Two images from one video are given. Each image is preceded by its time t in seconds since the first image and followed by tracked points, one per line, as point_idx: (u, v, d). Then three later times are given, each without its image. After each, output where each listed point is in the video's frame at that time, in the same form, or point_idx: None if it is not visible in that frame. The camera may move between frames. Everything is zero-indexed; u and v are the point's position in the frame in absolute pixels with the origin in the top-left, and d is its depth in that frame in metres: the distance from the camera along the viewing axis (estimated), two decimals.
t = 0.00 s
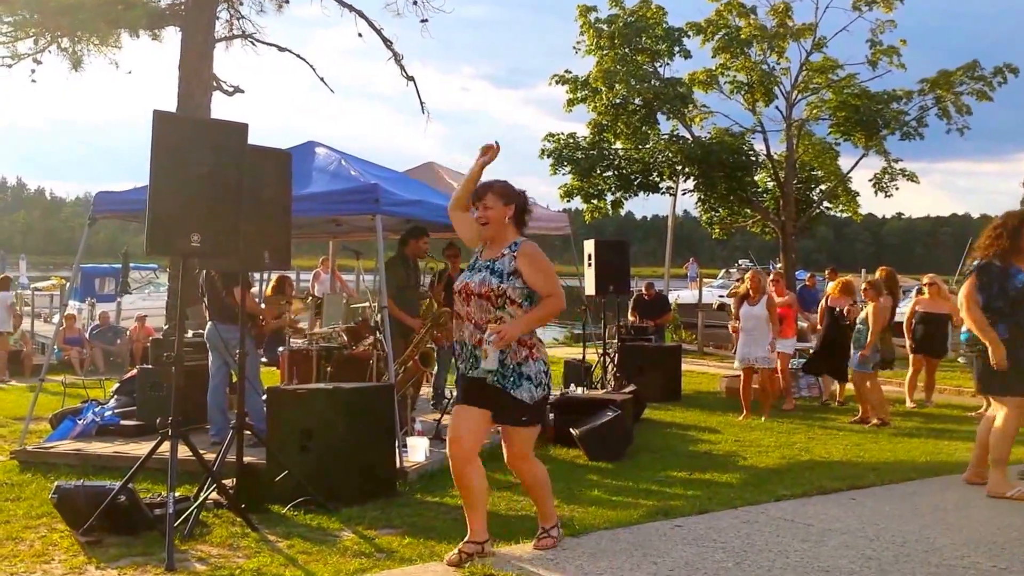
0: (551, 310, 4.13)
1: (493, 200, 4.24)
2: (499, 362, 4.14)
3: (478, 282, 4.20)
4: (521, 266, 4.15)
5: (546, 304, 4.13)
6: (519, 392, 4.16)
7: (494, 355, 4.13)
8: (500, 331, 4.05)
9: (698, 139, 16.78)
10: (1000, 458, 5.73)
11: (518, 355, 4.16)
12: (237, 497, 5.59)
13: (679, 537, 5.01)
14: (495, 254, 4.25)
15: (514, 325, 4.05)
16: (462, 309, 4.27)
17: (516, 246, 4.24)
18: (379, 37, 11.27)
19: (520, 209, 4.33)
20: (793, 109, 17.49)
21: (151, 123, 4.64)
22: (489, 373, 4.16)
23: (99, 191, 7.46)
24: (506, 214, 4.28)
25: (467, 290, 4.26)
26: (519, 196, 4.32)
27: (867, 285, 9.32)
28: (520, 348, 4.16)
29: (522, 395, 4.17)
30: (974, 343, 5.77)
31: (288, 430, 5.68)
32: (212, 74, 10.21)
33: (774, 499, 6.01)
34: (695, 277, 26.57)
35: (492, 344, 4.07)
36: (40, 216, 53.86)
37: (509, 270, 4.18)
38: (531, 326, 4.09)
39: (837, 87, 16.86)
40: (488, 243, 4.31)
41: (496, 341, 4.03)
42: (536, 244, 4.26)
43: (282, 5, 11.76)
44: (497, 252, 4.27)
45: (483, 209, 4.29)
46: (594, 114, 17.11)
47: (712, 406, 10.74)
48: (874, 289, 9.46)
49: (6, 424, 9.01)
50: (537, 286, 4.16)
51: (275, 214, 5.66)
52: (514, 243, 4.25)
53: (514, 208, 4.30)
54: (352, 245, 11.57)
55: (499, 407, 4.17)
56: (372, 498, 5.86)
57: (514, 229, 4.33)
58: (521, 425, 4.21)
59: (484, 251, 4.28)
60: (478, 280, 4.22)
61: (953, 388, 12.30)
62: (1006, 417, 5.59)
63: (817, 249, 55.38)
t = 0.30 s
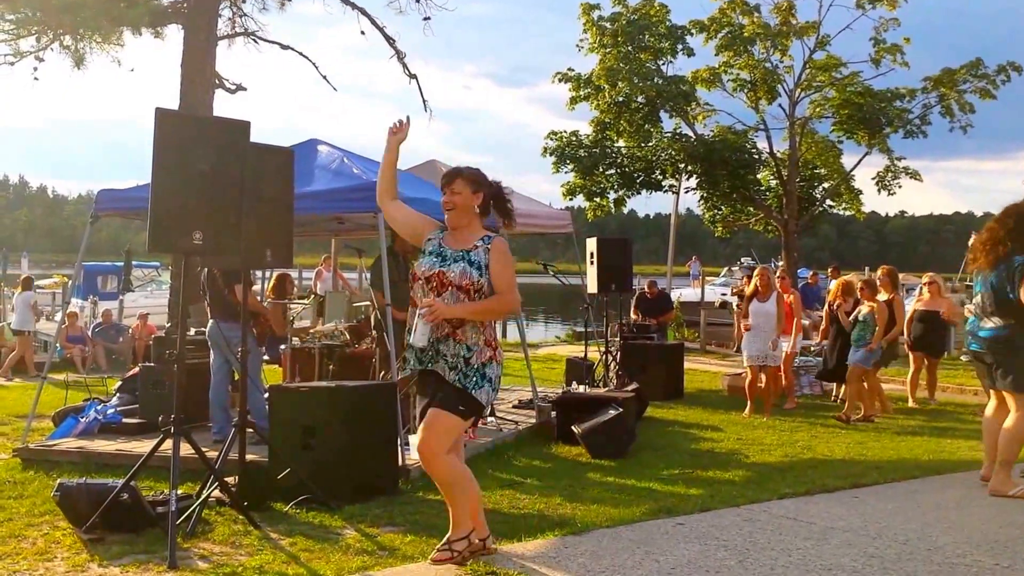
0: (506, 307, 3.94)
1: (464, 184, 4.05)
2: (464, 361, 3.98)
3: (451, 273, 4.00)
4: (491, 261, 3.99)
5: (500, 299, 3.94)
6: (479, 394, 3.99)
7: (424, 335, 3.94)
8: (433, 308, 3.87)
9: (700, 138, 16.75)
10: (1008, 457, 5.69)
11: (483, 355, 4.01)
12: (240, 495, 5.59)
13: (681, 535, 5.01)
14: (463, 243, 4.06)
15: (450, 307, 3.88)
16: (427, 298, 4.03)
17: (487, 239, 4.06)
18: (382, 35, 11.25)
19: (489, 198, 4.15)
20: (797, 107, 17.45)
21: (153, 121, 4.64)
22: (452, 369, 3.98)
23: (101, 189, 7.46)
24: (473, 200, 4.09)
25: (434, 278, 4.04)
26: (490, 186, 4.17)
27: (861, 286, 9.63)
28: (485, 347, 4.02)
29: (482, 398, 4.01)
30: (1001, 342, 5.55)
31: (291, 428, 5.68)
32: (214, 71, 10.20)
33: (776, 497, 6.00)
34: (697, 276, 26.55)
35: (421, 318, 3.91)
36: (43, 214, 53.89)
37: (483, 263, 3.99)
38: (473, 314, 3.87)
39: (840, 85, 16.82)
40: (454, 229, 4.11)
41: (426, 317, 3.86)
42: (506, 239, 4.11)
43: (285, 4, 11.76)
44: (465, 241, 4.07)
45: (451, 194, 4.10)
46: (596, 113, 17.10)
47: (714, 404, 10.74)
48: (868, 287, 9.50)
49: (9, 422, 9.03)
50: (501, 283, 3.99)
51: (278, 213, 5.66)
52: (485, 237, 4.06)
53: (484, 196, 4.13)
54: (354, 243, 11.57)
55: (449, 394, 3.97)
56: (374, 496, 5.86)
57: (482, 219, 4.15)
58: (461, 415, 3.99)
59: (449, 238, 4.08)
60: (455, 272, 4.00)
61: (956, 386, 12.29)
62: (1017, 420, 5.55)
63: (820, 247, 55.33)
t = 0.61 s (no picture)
0: (456, 288, 3.66)
1: (373, 180, 3.77)
2: (409, 365, 3.67)
3: (374, 282, 3.75)
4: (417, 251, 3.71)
5: (442, 285, 3.65)
6: (431, 396, 3.66)
7: (386, 341, 3.66)
8: (383, 311, 3.59)
9: (703, 136, 16.74)
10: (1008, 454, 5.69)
11: (427, 352, 3.67)
12: (242, 493, 5.59)
13: (683, 533, 5.00)
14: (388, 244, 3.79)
15: (402, 304, 3.60)
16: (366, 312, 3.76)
17: (409, 229, 3.77)
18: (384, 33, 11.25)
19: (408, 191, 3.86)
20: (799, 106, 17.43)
21: (156, 118, 4.64)
22: (399, 379, 3.67)
23: (104, 186, 7.46)
24: (387, 197, 3.80)
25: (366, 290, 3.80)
26: (405, 178, 3.86)
27: (857, 281, 9.60)
28: (428, 345, 3.68)
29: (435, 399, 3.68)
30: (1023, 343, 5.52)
31: (293, 426, 5.68)
32: (216, 69, 10.20)
33: (778, 495, 6.00)
34: (699, 274, 26.54)
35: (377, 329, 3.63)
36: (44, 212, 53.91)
37: (406, 258, 3.72)
38: (419, 305, 3.60)
39: (842, 83, 16.81)
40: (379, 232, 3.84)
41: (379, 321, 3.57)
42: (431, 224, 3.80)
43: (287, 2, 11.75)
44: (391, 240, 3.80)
45: (364, 192, 3.82)
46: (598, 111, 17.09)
47: (716, 403, 10.74)
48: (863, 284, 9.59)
49: (12, 419, 9.05)
50: (436, 268, 3.70)
51: (281, 210, 5.66)
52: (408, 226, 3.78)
53: (399, 191, 3.82)
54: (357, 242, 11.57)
55: (401, 410, 3.66)
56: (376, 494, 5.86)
57: (402, 215, 3.83)
58: (417, 433, 3.68)
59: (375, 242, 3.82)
60: (373, 279, 3.76)
61: (958, 385, 12.28)
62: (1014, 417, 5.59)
63: (821, 246, 55.32)
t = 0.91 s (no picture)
0: (379, 312, 3.38)
1: (348, 170, 3.54)
2: (320, 364, 3.48)
3: (308, 266, 3.46)
4: (358, 257, 3.42)
5: (364, 305, 3.36)
6: (336, 401, 3.46)
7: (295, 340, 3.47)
8: (289, 315, 3.33)
9: (704, 135, 16.73)
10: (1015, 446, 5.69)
11: (344, 358, 3.50)
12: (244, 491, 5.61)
13: (684, 531, 5.02)
14: (335, 237, 3.52)
15: (308, 312, 3.34)
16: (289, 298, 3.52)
17: (360, 231, 3.49)
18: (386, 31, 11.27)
19: (381, 190, 3.64)
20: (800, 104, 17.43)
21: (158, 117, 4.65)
22: (308, 375, 3.49)
23: (106, 184, 7.48)
24: (363, 189, 3.57)
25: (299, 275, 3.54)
26: (383, 175, 3.65)
27: (851, 281, 9.50)
28: (347, 347, 3.51)
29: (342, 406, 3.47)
30: (1018, 345, 5.56)
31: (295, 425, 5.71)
32: (219, 68, 10.29)
33: (779, 493, 6.01)
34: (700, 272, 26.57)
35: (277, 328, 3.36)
36: (46, 211, 53.92)
37: (345, 258, 3.44)
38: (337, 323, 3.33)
39: (843, 83, 16.81)
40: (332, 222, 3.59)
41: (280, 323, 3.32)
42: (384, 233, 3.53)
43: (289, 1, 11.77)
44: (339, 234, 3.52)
45: (338, 180, 3.59)
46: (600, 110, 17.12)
47: (717, 401, 10.75)
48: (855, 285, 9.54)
49: (15, 417, 9.08)
50: (366, 283, 3.41)
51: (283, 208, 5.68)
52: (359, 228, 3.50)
53: (375, 183, 3.62)
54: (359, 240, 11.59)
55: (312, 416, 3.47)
56: (378, 492, 5.88)
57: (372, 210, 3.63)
58: (332, 442, 3.48)
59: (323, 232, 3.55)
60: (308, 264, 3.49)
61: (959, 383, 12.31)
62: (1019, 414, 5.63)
63: (822, 245, 55.31)
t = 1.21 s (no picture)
0: (321, 303, 3.22)
1: (250, 156, 3.36)
2: (274, 375, 3.19)
3: (246, 272, 3.25)
4: (297, 250, 3.25)
5: (307, 295, 3.18)
6: (291, 413, 3.20)
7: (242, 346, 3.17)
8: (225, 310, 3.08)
9: (705, 134, 16.74)
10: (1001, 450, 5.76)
11: (297, 364, 3.23)
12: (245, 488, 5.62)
13: (686, 530, 5.03)
14: (265, 235, 3.32)
15: (245, 304, 3.10)
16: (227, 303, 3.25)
17: (292, 223, 3.32)
18: (387, 30, 11.29)
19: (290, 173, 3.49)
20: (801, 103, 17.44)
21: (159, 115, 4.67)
22: (259, 387, 3.19)
23: (108, 183, 7.49)
24: (269, 176, 3.42)
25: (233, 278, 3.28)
26: (288, 161, 3.48)
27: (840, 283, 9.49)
28: (301, 354, 3.25)
29: (293, 416, 3.22)
30: (1020, 349, 5.57)
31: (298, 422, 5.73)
32: (221, 66, 10.37)
33: (780, 491, 6.03)
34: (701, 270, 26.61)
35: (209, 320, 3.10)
36: (47, 210, 53.96)
37: (286, 256, 3.25)
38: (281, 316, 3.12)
39: (843, 81, 16.81)
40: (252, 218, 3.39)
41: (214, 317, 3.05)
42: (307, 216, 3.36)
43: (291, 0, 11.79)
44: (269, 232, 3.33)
45: (240, 170, 3.40)
46: (601, 108, 17.13)
47: (718, 399, 10.76)
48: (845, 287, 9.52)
49: (17, 415, 9.09)
50: (307, 273, 3.24)
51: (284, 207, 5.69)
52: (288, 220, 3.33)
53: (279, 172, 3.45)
54: (360, 239, 11.60)
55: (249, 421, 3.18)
56: (380, 490, 5.89)
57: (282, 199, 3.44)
58: (263, 447, 3.18)
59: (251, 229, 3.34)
60: (257, 275, 3.24)
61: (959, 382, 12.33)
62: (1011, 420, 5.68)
63: (823, 243, 55.35)
